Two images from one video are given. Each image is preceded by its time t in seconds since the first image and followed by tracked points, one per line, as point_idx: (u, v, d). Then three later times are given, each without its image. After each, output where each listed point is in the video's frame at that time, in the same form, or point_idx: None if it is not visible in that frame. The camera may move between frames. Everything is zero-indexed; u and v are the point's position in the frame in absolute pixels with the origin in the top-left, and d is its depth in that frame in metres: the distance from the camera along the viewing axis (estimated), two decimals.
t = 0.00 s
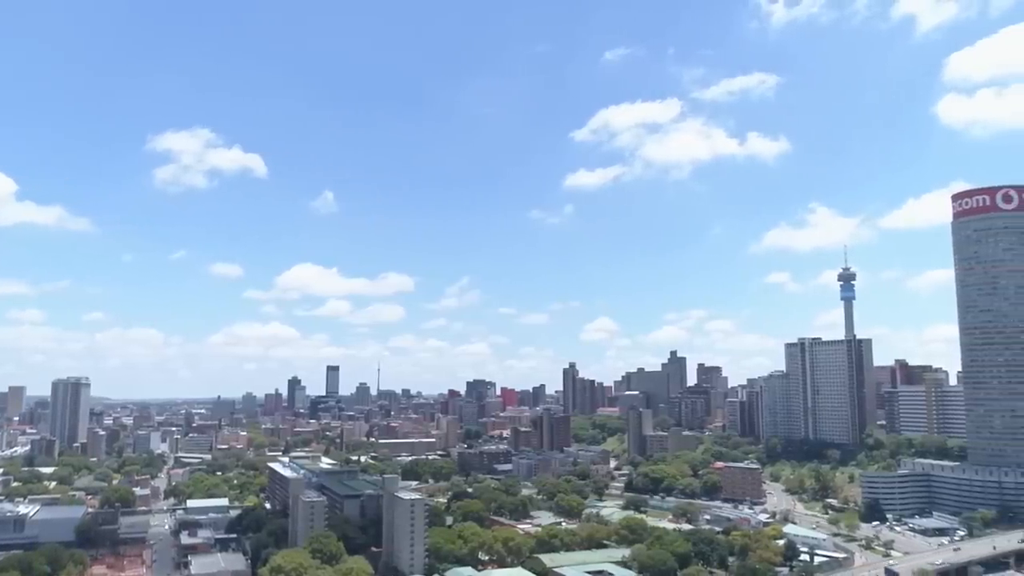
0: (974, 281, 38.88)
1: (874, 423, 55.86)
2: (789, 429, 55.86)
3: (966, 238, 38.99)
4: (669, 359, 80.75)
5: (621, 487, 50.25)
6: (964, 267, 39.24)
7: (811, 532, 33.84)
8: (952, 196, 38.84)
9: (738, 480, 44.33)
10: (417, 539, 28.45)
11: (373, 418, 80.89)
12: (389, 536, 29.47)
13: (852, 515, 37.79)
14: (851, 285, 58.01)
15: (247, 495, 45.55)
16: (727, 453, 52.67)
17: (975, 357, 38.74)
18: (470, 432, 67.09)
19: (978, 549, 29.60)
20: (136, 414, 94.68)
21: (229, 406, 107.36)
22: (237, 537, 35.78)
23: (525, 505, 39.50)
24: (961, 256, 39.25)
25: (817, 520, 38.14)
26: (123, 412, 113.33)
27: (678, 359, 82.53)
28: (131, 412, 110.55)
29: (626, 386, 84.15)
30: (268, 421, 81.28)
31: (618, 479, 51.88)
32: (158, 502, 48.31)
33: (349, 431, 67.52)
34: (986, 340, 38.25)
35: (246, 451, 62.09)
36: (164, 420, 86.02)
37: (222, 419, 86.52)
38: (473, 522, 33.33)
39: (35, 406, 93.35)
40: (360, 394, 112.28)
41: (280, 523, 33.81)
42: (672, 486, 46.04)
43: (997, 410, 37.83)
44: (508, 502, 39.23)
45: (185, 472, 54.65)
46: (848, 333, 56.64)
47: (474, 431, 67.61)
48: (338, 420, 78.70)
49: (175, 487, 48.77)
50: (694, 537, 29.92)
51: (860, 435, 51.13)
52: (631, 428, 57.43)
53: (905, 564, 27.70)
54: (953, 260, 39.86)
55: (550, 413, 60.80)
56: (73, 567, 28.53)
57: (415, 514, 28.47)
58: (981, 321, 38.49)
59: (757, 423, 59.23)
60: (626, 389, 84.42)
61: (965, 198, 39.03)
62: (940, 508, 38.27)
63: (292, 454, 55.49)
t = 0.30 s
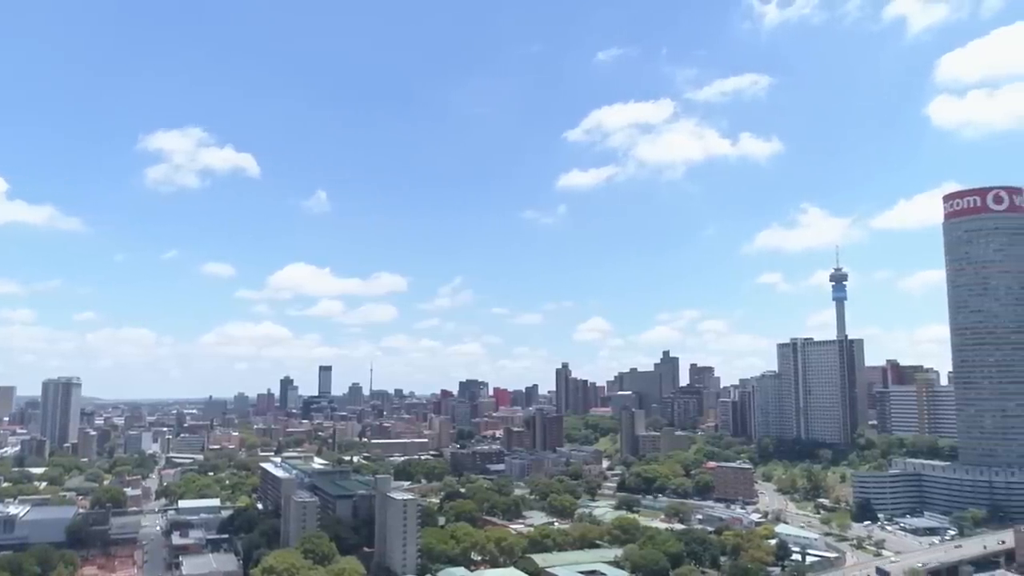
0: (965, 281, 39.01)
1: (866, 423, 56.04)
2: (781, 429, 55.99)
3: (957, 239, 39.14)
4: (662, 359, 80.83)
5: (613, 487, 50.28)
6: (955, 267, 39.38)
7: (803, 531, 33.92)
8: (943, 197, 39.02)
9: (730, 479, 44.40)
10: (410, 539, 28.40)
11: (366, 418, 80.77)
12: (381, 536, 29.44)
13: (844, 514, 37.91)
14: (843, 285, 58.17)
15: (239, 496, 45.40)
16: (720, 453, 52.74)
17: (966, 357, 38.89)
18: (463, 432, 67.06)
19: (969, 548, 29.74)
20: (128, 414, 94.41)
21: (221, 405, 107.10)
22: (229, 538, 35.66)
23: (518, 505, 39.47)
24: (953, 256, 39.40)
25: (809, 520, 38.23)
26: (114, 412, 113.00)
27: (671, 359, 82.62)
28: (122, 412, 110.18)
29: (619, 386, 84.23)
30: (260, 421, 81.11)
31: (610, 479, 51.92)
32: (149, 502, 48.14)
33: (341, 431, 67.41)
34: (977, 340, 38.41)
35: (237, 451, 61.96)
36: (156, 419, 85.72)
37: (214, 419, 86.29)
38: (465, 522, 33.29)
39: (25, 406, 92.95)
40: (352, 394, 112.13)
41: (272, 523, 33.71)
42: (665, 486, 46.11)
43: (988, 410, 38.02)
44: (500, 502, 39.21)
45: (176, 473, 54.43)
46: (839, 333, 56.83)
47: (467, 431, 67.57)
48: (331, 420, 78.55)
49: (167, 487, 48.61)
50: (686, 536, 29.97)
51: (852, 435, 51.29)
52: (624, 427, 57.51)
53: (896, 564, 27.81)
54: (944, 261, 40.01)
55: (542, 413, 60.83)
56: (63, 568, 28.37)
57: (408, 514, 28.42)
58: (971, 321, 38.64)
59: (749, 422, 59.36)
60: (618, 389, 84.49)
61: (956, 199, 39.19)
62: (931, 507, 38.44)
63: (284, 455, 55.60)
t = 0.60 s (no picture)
0: (955, 281, 39.14)
1: (857, 423, 56.22)
2: (773, 429, 56.12)
3: (948, 239, 39.27)
4: (654, 359, 80.93)
5: (605, 487, 50.29)
6: (945, 268, 39.49)
7: (794, 531, 34.00)
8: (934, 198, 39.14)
9: (722, 479, 44.47)
10: (402, 540, 28.34)
11: (358, 418, 80.63)
12: (373, 536, 29.39)
13: (835, 514, 38.01)
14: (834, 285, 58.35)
15: (230, 496, 45.23)
16: (711, 453, 52.80)
17: (956, 357, 39.02)
18: (455, 432, 67.01)
19: (959, 548, 29.87)
20: (118, 414, 94.05)
21: (212, 405, 106.74)
22: (220, 538, 35.54)
23: (510, 505, 39.45)
24: (943, 257, 39.51)
25: (800, 520, 38.32)
26: (104, 412, 112.71)
27: (663, 359, 82.76)
28: (112, 412, 109.82)
29: (611, 386, 84.32)
30: (252, 421, 80.88)
31: (602, 479, 51.94)
32: (139, 503, 47.91)
33: (333, 431, 67.24)
34: (967, 340, 38.56)
35: (229, 451, 61.77)
36: (146, 419, 85.36)
37: (205, 420, 85.99)
38: (457, 523, 33.26)
39: (14, 406, 92.48)
40: (344, 394, 111.95)
41: (263, 524, 33.59)
42: (657, 486, 46.16)
43: (977, 410, 38.19)
44: (492, 502, 39.19)
45: (167, 473, 54.24)
46: (830, 333, 57.01)
47: (459, 431, 67.52)
48: (323, 420, 78.39)
49: (157, 488, 48.39)
50: (678, 536, 30.01)
51: (843, 435, 51.46)
52: (616, 428, 57.53)
53: (887, 563, 27.91)
54: (934, 261, 40.12)
55: (534, 413, 60.82)
56: (53, 569, 28.23)
57: (400, 515, 28.35)
58: (961, 321, 38.76)
59: (741, 422, 59.49)
60: (610, 389, 84.57)
61: (946, 200, 39.34)
62: (921, 507, 38.58)
63: (275, 455, 55.44)
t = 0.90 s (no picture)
0: (945, 282, 39.32)
1: (848, 423, 56.39)
2: (764, 429, 56.27)
3: (938, 240, 39.46)
4: (645, 359, 81.04)
5: (597, 487, 50.32)
6: (935, 268, 39.67)
7: (785, 531, 34.12)
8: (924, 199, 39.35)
9: (713, 479, 44.56)
10: (393, 540, 28.30)
11: (349, 418, 80.51)
12: (364, 537, 29.35)
13: (825, 513, 38.14)
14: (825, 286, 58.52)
15: (221, 497, 45.07)
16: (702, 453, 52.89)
17: (946, 357, 39.18)
18: (446, 432, 66.97)
19: (948, 547, 30.00)
20: (108, 414, 93.67)
21: (203, 406, 106.41)
22: (211, 538, 35.43)
23: (501, 505, 39.44)
24: (933, 257, 39.69)
25: (791, 520, 38.44)
26: (94, 412, 112.39)
27: (654, 359, 82.87)
28: (102, 412, 109.48)
29: (603, 386, 84.39)
30: (243, 421, 80.65)
31: (594, 479, 51.98)
32: (129, 503, 47.68)
33: (325, 431, 67.12)
34: (957, 341, 38.71)
35: (219, 451, 61.61)
36: (137, 420, 84.97)
37: (196, 420, 85.67)
38: (449, 523, 33.20)
39: (3, 406, 91.97)
40: (336, 394, 111.75)
41: (254, 524, 33.51)
42: (648, 486, 46.22)
43: (967, 410, 38.38)
44: (484, 502, 39.16)
45: (157, 474, 54.05)
46: (821, 334, 57.19)
47: (450, 431, 67.49)
48: (314, 420, 78.23)
49: (147, 488, 48.16)
50: (669, 536, 30.05)
51: (834, 435, 51.63)
52: (607, 428, 57.58)
53: (878, 563, 28.01)
54: (924, 262, 40.30)
55: (526, 413, 60.81)
56: (42, 569, 28.07)
57: (391, 515, 28.28)
58: (951, 321, 38.92)
59: (732, 422, 59.61)
60: (602, 389, 84.69)
61: (936, 201, 39.54)
62: (911, 507, 38.74)
63: (266, 455, 55.39)
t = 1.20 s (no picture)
0: (934, 282, 39.51)
1: (837, 423, 56.60)
2: (754, 429, 56.44)
3: (928, 241, 39.65)
4: (637, 359, 81.17)
5: (588, 487, 50.37)
6: (925, 268, 39.87)
7: (775, 530, 34.23)
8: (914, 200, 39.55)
9: (704, 479, 44.65)
10: (384, 541, 28.23)
11: (340, 419, 80.34)
12: (355, 537, 29.29)
13: (816, 513, 38.27)
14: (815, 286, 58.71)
15: (211, 497, 44.88)
16: (693, 453, 53.00)
17: (935, 357, 39.38)
18: (438, 432, 66.94)
19: (937, 546, 30.14)
20: (97, 414, 93.21)
21: (193, 406, 106.02)
22: (201, 539, 35.27)
23: (492, 505, 39.45)
24: (923, 258, 39.89)
25: (781, 519, 38.58)
26: (83, 412, 111.93)
27: (645, 359, 83.00)
28: (91, 412, 109.01)
29: (594, 386, 84.48)
30: (233, 421, 80.38)
31: (585, 479, 52.03)
32: (119, 504, 47.44)
33: (316, 432, 66.95)
34: (945, 341, 38.91)
35: (210, 451, 61.36)
36: (126, 420, 84.52)
37: (186, 420, 85.30)
38: (440, 523, 33.16)
39: None
40: (327, 394, 111.52)
41: (244, 525, 33.41)
42: (639, 486, 46.29)
43: (956, 410, 38.58)
44: (475, 502, 39.15)
45: (147, 474, 53.79)
46: (811, 334, 57.38)
47: (442, 431, 67.47)
48: (305, 421, 78.03)
49: (137, 489, 47.90)
50: (660, 536, 30.09)
51: (824, 435, 51.83)
52: (598, 428, 57.65)
53: (868, 562, 28.12)
54: (914, 262, 40.48)
55: (517, 413, 60.83)
56: (31, 571, 27.89)
57: (382, 515, 28.21)
58: (940, 322, 39.11)
59: (723, 422, 59.77)
60: (593, 389, 84.77)
61: (926, 202, 39.71)
62: (901, 506, 38.91)
63: (257, 455, 55.56)
